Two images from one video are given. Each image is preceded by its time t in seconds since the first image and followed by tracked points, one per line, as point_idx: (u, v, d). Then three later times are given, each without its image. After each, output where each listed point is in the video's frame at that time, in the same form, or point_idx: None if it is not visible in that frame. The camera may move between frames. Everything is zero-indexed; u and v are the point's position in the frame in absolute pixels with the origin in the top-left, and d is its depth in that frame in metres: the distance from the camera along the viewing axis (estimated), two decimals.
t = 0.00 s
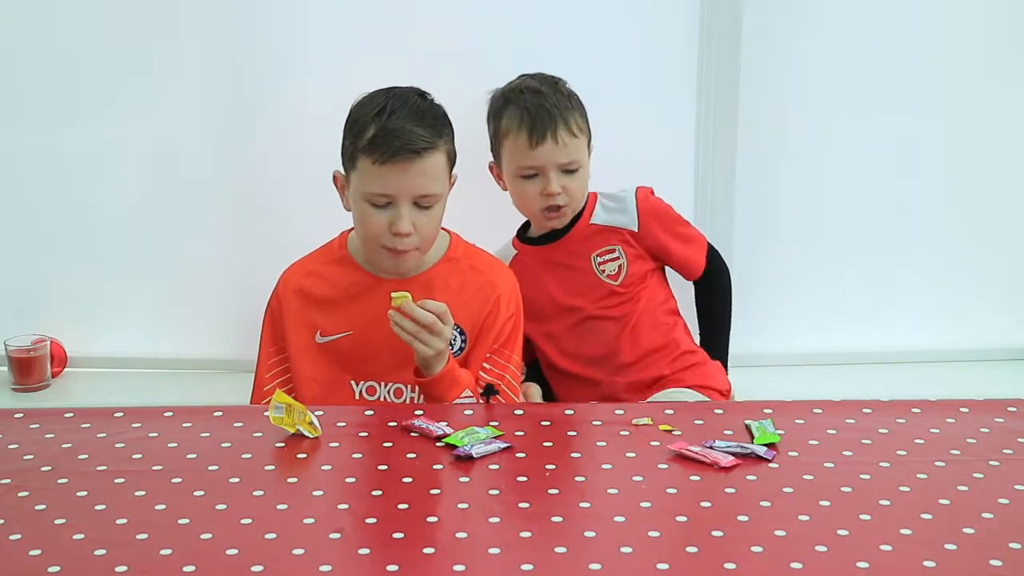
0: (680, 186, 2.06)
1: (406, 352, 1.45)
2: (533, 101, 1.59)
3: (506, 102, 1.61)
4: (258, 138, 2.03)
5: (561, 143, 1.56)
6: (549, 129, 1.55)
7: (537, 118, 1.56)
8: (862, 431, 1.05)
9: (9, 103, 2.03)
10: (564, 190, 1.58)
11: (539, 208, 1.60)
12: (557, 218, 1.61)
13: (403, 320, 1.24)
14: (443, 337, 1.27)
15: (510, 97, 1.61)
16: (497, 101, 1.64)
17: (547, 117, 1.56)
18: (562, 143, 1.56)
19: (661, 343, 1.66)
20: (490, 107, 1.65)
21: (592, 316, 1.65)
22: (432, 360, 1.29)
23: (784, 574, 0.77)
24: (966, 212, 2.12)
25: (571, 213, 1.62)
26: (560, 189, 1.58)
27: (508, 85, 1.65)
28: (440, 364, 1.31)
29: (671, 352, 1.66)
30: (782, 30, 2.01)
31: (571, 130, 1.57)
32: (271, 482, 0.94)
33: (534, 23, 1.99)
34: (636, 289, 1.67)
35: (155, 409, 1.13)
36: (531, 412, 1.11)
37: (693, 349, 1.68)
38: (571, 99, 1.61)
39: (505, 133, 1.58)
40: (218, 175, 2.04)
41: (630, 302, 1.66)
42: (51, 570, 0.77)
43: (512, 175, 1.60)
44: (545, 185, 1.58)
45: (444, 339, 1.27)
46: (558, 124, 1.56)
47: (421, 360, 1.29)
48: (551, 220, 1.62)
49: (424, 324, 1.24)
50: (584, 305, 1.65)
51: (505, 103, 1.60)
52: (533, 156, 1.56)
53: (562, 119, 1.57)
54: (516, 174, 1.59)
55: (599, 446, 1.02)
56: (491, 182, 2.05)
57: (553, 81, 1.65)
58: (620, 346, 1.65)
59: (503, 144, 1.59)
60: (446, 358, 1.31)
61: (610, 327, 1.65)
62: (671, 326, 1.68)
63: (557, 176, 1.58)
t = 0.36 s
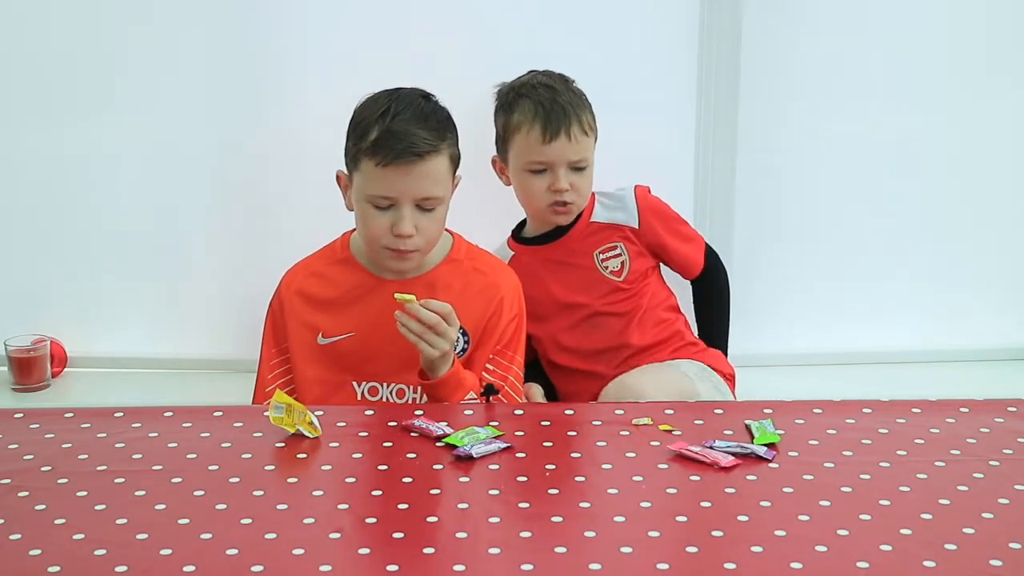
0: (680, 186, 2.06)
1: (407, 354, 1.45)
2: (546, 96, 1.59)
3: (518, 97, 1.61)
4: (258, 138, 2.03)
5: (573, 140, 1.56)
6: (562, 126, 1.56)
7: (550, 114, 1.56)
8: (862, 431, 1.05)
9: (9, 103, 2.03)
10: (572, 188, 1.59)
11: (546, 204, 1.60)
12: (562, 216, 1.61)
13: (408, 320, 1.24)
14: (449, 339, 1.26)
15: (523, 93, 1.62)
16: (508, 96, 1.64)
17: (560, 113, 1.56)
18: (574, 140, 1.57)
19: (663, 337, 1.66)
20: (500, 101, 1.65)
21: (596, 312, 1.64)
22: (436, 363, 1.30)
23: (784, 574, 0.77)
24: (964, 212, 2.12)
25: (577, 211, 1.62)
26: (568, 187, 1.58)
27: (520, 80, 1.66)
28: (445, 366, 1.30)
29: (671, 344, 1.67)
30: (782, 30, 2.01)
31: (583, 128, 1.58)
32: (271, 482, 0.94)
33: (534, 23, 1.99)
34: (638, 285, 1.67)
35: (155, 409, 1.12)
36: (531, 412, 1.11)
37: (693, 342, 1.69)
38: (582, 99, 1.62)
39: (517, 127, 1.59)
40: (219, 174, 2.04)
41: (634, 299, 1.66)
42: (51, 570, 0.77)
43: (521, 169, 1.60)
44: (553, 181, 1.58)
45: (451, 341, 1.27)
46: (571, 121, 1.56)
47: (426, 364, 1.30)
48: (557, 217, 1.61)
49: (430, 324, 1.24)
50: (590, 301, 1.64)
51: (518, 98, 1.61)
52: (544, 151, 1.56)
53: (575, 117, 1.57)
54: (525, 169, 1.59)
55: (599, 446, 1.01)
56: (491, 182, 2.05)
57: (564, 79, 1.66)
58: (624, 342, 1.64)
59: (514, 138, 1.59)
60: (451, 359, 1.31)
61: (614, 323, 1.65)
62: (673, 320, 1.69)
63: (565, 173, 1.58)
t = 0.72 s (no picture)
0: (680, 185, 2.06)
1: (407, 353, 1.45)
2: (563, 96, 1.59)
3: (534, 98, 1.61)
4: (258, 138, 2.03)
5: (590, 140, 1.56)
6: (579, 125, 1.55)
7: (567, 114, 1.56)
8: (862, 431, 1.05)
9: (9, 103, 2.03)
10: (587, 189, 1.58)
11: (561, 205, 1.59)
12: (576, 217, 1.60)
13: (410, 320, 1.25)
14: (450, 338, 1.26)
15: (540, 93, 1.62)
16: (525, 96, 1.64)
17: (577, 112, 1.56)
18: (591, 140, 1.56)
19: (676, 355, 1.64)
20: (516, 103, 1.65)
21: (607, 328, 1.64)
22: (436, 363, 1.30)
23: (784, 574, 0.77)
24: (963, 212, 2.12)
25: (591, 213, 1.61)
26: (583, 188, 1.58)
27: (536, 82, 1.66)
28: (445, 366, 1.30)
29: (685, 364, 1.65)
30: (782, 30, 2.01)
31: (600, 129, 1.57)
32: (271, 482, 0.94)
33: (534, 23, 1.99)
34: (650, 300, 1.66)
35: (155, 409, 1.12)
36: (531, 412, 1.11)
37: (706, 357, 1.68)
38: (598, 100, 1.62)
39: (533, 126, 1.58)
40: (219, 174, 2.04)
41: (646, 314, 1.65)
42: (51, 570, 0.77)
43: (535, 169, 1.59)
44: (569, 182, 1.57)
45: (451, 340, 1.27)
46: (588, 121, 1.56)
47: (427, 364, 1.30)
48: (571, 219, 1.60)
49: (431, 323, 1.25)
50: (602, 317, 1.64)
51: (535, 97, 1.61)
52: (560, 150, 1.56)
53: (592, 117, 1.57)
54: (541, 169, 1.58)
55: (599, 446, 1.01)
56: (490, 182, 2.05)
57: (579, 81, 1.66)
58: (637, 358, 1.63)
59: (529, 137, 1.59)
60: (452, 359, 1.30)
61: (626, 338, 1.64)
62: (685, 336, 1.68)
63: (581, 174, 1.57)
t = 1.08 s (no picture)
0: (680, 184, 2.06)
1: (408, 353, 1.45)
2: (578, 105, 1.57)
3: (550, 106, 1.59)
4: (258, 137, 2.03)
5: (603, 152, 1.54)
6: (594, 137, 1.53)
7: (582, 124, 1.54)
8: (862, 431, 1.05)
9: (9, 103, 2.03)
10: (600, 201, 1.56)
11: (573, 217, 1.57)
12: (588, 229, 1.58)
13: (412, 320, 1.25)
14: (451, 338, 1.26)
15: (555, 100, 1.60)
16: (541, 102, 1.62)
17: (592, 123, 1.54)
18: (604, 152, 1.54)
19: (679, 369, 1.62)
20: (531, 108, 1.64)
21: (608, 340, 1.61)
22: (437, 364, 1.30)
23: (784, 574, 0.77)
24: (963, 212, 2.12)
25: (604, 224, 1.59)
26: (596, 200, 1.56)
27: (553, 88, 1.64)
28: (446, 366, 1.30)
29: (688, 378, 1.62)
30: (783, 30, 2.01)
31: (615, 140, 1.55)
32: (271, 482, 0.94)
33: (534, 23, 1.99)
34: (656, 322, 1.63)
35: (155, 409, 1.12)
36: (531, 412, 1.11)
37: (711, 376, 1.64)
38: (614, 109, 1.60)
39: (547, 136, 1.57)
40: (219, 174, 2.04)
41: (651, 333, 1.62)
42: (52, 570, 0.77)
43: (548, 179, 1.58)
44: (581, 193, 1.55)
45: (452, 340, 1.27)
46: (604, 132, 1.54)
47: (427, 364, 1.30)
48: (583, 231, 1.59)
49: (432, 323, 1.25)
50: (604, 334, 1.61)
51: (550, 105, 1.59)
52: (574, 162, 1.54)
53: (607, 128, 1.55)
54: (553, 180, 1.57)
55: (600, 446, 1.01)
56: (490, 181, 2.05)
57: (594, 87, 1.65)
58: (638, 375, 1.61)
59: (543, 147, 1.57)
60: (453, 360, 1.30)
61: (628, 354, 1.62)
62: (692, 355, 1.64)
63: (594, 186, 1.56)
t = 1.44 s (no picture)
0: (680, 184, 2.06)
1: (408, 352, 1.45)
2: (601, 105, 1.57)
3: (572, 105, 1.59)
4: (258, 137, 2.03)
5: (625, 154, 1.55)
6: (617, 138, 1.54)
7: (605, 125, 1.54)
8: (862, 431, 1.05)
9: (9, 103, 2.03)
10: (615, 203, 1.56)
11: (587, 217, 1.57)
12: (600, 230, 1.58)
13: (409, 321, 1.25)
14: (449, 339, 1.26)
15: (578, 99, 1.60)
16: (562, 99, 1.62)
17: (616, 125, 1.54)
18: (626, 154, 1.55)
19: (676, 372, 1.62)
20: (552, 105, 1.63)
21: (605, 344, 1.61)
22: (436, 364, 1.29)
23: (784, 574, 0.77)
24: (963, 212, 2.12)
25: (615, 227, 1.59)
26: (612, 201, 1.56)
27: (575, 86, 1.65)
28: (445, 366, 1.30)
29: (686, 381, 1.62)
30: (783, 29, 2.01)
31: (636, 144, 1.56)
32: (271, 482, 0.94)
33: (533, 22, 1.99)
34: (655, 330, 1.62)
35: (154, 409, 1.12)
36: (531, 412, 1.11)
37: (711, 383, 1.64)
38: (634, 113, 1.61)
39: (568, 133, 1.57)
40: (219, 174, 2.04)
41: (649, 341, 1.62)
42: (52, 570, 0.77)
43: (565, 176, 1.58)
44: (599, 193, 1.55)
45: (450, 340, 1.27)
46: (626, 134, 1.54)
47: (426, 364, 1.30)
48: (595, 231, 1.58)
49: (429, 324, 1.25)
50: (605, 341, 1.61)
51: (573, 104, 1.59)
52: (595, 161, 1.54)
53: (629, 131, 1.55)
54: (571, 177, 1.57)
55: (600, 446, 1.01)
56: (489, 181, 2.05)
57: (614, 88, 1.65)
58: (636, 380, 1.61)
59: (564, 144, 1.57)
60: (451, 360, 1.30)
61: (627, 360, 1.62)
62: (692, 363, 1.64)
63: (611, 187, 1.56)
